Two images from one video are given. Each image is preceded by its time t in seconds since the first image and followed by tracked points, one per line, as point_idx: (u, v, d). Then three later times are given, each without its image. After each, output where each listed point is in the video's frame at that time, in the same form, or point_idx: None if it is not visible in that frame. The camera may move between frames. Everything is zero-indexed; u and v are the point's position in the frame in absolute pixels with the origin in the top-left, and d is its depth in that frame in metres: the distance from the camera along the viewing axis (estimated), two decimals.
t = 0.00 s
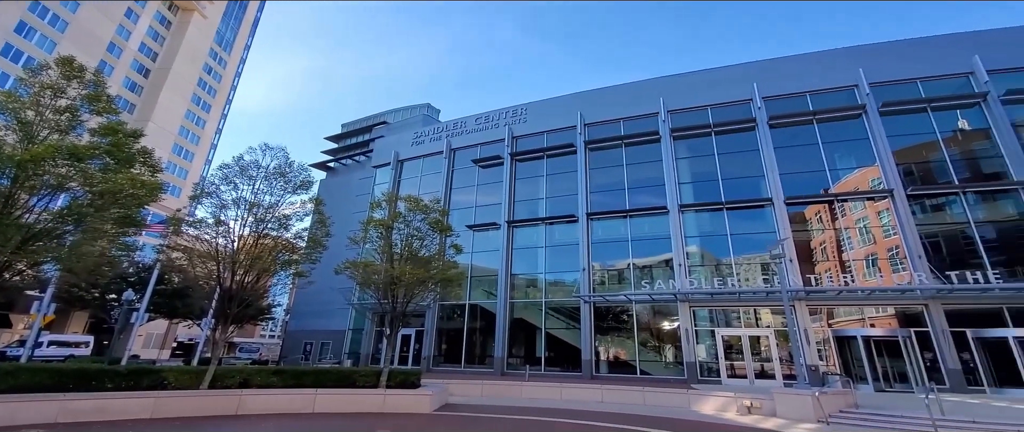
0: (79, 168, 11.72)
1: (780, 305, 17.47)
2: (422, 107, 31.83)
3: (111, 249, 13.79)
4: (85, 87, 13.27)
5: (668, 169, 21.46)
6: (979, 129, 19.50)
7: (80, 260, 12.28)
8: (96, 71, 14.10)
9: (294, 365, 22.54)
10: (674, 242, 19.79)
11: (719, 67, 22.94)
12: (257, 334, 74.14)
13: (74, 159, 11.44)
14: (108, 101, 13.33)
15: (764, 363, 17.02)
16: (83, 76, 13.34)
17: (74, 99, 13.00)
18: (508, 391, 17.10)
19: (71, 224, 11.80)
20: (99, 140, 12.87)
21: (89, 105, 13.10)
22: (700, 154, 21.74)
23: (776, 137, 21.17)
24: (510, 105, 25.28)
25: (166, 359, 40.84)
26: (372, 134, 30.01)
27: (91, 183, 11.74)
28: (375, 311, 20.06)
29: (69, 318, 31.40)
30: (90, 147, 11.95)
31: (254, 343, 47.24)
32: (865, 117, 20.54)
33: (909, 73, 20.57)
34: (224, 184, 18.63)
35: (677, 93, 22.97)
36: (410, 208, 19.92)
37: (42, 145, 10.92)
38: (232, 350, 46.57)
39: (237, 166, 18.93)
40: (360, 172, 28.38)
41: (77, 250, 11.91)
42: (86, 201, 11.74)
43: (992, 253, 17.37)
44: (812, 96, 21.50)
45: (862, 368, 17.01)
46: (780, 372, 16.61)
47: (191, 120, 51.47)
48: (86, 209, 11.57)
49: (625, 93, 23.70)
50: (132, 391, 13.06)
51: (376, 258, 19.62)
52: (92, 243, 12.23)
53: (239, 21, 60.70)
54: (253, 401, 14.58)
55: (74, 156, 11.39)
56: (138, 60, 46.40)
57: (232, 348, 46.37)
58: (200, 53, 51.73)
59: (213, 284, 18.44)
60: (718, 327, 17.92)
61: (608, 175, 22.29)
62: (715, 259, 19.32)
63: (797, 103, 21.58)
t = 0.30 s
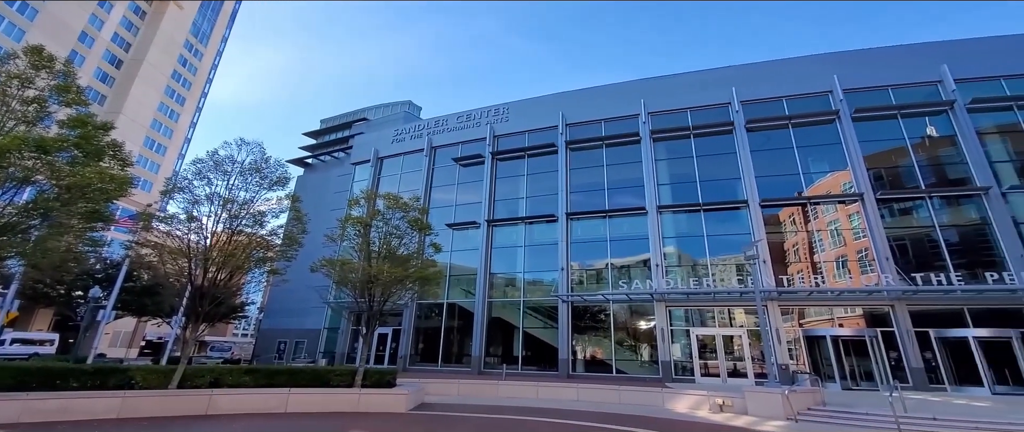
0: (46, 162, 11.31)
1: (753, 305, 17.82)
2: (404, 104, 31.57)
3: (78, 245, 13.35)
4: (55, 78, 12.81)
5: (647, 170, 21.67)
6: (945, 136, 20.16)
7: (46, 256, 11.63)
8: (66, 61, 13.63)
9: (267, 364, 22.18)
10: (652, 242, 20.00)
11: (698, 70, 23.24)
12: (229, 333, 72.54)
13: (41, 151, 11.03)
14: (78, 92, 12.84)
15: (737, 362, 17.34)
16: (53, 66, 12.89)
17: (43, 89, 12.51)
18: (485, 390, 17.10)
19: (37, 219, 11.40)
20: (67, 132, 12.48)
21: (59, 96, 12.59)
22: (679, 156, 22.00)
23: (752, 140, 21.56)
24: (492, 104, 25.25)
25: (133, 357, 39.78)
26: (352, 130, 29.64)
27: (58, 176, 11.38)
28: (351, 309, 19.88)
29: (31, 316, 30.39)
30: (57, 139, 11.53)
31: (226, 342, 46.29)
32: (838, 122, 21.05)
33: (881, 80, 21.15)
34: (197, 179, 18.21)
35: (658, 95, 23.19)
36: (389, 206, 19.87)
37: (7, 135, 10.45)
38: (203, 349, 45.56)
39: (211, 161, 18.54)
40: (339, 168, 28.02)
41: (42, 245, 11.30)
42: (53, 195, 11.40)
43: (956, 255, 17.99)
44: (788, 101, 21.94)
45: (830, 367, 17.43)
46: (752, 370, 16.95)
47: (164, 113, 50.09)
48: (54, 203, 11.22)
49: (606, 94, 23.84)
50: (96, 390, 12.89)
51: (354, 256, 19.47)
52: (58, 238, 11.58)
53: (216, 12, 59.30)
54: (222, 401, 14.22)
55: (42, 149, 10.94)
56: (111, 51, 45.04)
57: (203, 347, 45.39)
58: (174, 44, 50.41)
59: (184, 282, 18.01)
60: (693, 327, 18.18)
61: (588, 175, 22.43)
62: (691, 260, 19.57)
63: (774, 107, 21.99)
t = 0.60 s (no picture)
0: (13, 153, 10.88)
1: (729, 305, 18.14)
2: (386, 101, 31.29)
3: (45, 239, 12.89)
4: (24, 67, 12.32)
5: (628, 171, 21.83)
6: (916, 141, 20.72)
7: (10, 251, 11.22)
8: (35, 50, 13.12)
9: (241, 363, 21.85)
10: (632, 242, 20.18)
11: (680, 72, 23.48)
12: (202, 330, 71.00)
13: (9, 142, 10.63)
14: (49, 83, 12.39)
15: (712, 360, 17.63)
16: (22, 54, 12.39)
17: (10, 79, 12.00)
18: (463, 388, 17.09)
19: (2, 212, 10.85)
20: (36, 124, 12.04)
21: (28, 87, 12.13)
22: (660, 157, 22.20)
23: (731, 142, 21.87)
24: (475, 102, 25.19)
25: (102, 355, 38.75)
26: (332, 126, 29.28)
27: (26, 169, 10.97)
28: (328, 307, 19.71)
29: None
30: (25, 130, 11.12)
31: (199, 340, 45.32)
32: (814, 126, 21.48)
33: (855, 86, 21.64)
34: (171, 174, 17.81)
35: (640, 96, 23.37)
36: (369, 203, 19.66)
37: None
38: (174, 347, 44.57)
39: (186, 155, 18.15)
40: (318, 164, 27.65)
41: (8, 240, 10.81)
42: (20, 188, 11.00)
43: (923, 257, 18.55)
44: (766, 105, 22.31)
45: (801, 365, 17.82)
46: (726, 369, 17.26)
47: (137, 105, 48.76)
48: (21, 196, 10.79)
49: (589, 94, 23.96)
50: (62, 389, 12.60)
51: (332, 253, 19.33)
52: (24, 233, 11.12)
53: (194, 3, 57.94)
54: (194, 400, 13.89)
55: (10, 140, 10.52)
56: (84, 40, 43.71)
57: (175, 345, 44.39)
58: (149, 35, 49.11)
59: (156, 279, 17.61)
60: (670, 326, 18.43)
61: (570, 174, 22.54)
62: (670, 260, 19.79)
63: (752, 110, 22.34)
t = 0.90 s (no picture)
0: None
1: (705, 304, 18.45)
2: (368, 96, 30.98)
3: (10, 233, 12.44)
4: None
5: (609, 170, 21.97)
6: (888, 146, 21.25)
7: None
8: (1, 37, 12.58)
9: (214, 361, 21.51)
10: (611, 242, 20.33)
11: (662, 74, 23.68)
12: (174, 328, 69.38)
13: None
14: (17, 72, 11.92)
15: (688, 359, 17.90)
16: None
17: None
18: (441, 387, 17.07)
19: None
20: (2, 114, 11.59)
21: None
22: (641, 157, 22.39)
23: (711, 144, 22.17)
24: (458, 100, 25.10)
25: (69, 353, 37.62)
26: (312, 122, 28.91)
27: None
28: (305, 305, 19.56)
29: None
30: None
31: (171, 338, 44.30)
32: (791, 129, 21.90)
33: (832, 91, 22.09)
34: (144, 168, 17.40)
35: (623, 97, 23.51)
36: (348, 200, 19.51)
37: None
38: (145, 345, 43.53)
39: (160, 149, 17.71)
40: (297, 160, 27.26)
41: None
42: None
43: (893, 259, 19.07)
44: (745, 108, 22.65)
45: (774, 364, 18.20)
46: (701, 367, 17.56)
47: (110, 96, 47.40)
48: None
49: (572, 94, 24.03)
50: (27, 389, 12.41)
51: (310, 251, 19.17)
52: None
53: None
54: (164, 399, 13.57)
55: None
56: (57, 29, 42.21)
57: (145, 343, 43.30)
58: (124, 25, 47.78)
59: (126, 275, 17.18)
60: (648, 325, 18.66)
61: (552, 174, 22.61)
62: (649, 259, 19.99)
63: (732, 113, 22.67)
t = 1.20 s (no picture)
0: None
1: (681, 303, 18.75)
2: (348, 92, 30.62)
3: None
4: None
5: (590, 170, 22.09)
6: (860, 150, 21.79)
7: None
8: None
9: (185, 359, 21.12)
10: (590, 241, 20.48)
11: (644, 75, 23.86)
12: (145, 325, 67.64)
13: None
14: None
15: (663, 357, 18.17)
16: None
17: None
18: (417, 385, 17.01)
19: None
20: None
21: None
22: (621, 158, 22.56)
23: (690, 145, 22.45)
24: (440, 97, 24.97)
25: (33, 351, 36.47)
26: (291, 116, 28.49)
27: None
28: (280, 302, 19.42)
29: None
30: None
31: (142, 336, 43.21)
32: (767, 132, 22.30)
33: (807, 95, 22.56)
34: (114, 161, 16.93)
35: (604, 97, 23.64)
36: (326, 197, 19.34)
37: None
38: (113, 343, 42.42)
39: (130, 142, 17.22)
40: (274, 155, 26.80)
41: None
42: None
43: (862, 260, 19.59)
44: (724, 110, 22.98)
45: (746, 361, 18.59)
46: (676, 365, 17.86)
47: (79, 86, 45.91)
48: None
49: (554, 94, 24.08)
50: None
51: (286, 247, 18.97)
52: None
53: None
54: (132, 399, 13.28)
55: None
56: (25, 16, 40.62)
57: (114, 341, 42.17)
58: (96, 13, 46.26)
59: (94, 271, 16.68)
60: (625, 323, 18.86)
61: (532, 172, 22.66)
62: (627, 258, 20.19)
63: (711, 114, 22.98)
